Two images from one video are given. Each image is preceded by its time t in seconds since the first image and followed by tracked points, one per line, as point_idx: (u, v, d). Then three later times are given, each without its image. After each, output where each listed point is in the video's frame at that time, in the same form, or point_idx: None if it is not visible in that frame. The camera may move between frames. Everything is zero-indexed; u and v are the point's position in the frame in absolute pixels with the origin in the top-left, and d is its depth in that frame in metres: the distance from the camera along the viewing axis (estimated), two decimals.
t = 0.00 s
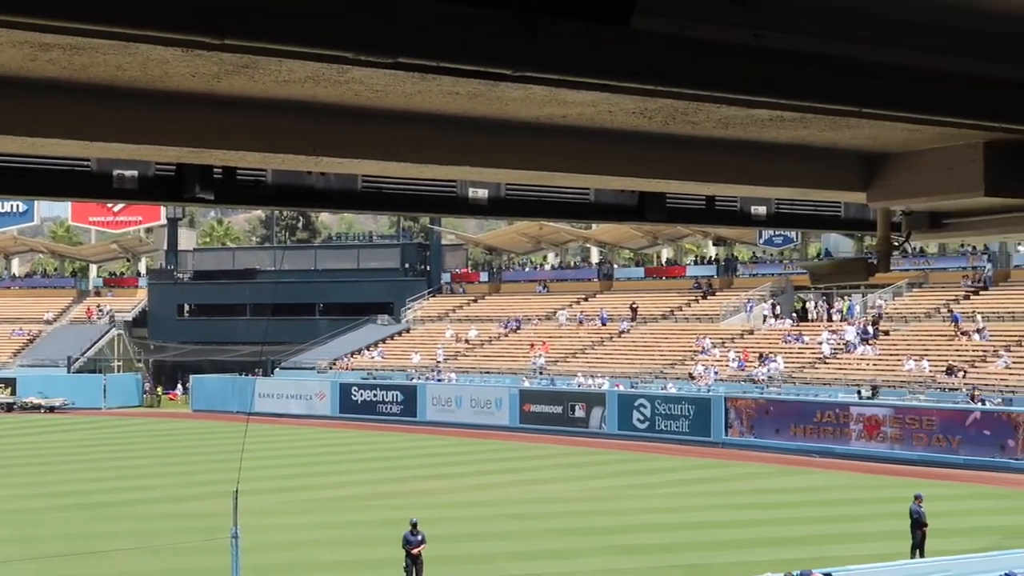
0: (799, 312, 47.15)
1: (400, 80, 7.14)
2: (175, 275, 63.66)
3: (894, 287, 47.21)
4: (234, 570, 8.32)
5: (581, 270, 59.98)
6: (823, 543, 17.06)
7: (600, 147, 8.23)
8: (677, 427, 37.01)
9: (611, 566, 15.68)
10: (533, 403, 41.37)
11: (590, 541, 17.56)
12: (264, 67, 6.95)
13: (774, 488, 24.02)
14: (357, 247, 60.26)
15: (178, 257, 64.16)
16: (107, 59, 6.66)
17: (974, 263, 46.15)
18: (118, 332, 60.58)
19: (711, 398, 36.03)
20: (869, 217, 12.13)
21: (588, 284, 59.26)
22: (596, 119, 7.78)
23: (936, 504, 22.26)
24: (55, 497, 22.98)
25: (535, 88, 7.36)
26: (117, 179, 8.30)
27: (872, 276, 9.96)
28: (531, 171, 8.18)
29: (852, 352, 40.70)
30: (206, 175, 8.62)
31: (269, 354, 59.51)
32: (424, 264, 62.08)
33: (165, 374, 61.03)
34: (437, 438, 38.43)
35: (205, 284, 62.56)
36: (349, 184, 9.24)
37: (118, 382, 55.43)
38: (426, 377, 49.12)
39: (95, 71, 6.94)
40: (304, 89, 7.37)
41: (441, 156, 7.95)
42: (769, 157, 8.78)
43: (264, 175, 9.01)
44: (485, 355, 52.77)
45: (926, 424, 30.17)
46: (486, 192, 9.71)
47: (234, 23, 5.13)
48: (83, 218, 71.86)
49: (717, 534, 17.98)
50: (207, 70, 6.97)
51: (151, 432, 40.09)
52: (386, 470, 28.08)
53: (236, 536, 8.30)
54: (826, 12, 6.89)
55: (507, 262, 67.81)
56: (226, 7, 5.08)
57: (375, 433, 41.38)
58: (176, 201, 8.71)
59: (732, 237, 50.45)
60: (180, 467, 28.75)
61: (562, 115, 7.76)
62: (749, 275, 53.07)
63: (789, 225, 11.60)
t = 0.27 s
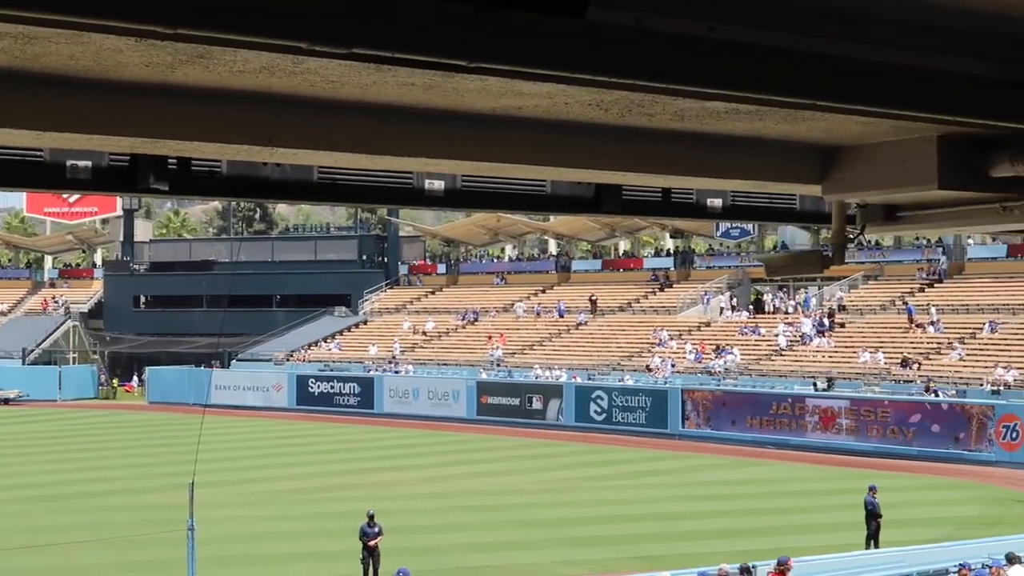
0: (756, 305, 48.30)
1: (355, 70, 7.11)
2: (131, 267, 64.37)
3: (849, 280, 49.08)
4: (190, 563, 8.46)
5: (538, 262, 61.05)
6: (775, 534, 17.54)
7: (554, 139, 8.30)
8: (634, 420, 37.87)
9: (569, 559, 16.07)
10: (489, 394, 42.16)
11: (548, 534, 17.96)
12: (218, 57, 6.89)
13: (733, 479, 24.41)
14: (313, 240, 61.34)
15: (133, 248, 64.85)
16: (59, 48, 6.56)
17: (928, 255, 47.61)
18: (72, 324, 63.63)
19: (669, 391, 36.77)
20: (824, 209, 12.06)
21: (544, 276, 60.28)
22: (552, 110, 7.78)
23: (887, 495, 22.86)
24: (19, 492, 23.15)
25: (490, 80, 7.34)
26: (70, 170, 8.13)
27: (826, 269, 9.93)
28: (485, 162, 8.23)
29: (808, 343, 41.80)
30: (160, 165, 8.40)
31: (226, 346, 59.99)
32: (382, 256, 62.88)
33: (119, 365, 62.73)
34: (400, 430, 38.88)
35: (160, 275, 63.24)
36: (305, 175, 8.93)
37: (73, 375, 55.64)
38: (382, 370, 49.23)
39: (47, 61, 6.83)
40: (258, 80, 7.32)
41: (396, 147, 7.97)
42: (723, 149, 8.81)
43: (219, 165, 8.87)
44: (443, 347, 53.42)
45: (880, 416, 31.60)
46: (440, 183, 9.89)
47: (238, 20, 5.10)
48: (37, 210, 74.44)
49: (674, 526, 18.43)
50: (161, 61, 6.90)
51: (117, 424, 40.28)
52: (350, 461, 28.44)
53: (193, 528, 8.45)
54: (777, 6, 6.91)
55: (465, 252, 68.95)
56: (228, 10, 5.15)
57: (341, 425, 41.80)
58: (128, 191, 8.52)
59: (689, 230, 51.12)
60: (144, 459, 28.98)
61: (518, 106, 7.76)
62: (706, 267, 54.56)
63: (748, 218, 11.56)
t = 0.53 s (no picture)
0: (714, 304, 49.40)
1: (312, 70, 7.08)
2: (89, 266, 65.22)
3: (809, 279, 49.24)
4: (148, 560, 8.84)
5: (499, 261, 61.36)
6: (734, 533, 17.63)
7: (506, 140, 8.46)
8: (594, 420, 37.92)
9: (530, 559, 16.12)
10: (449, 395, 42.08)
11: (509, 534, 18.01)
12: (174, 56, 6.84)
13: (694, 479, 24.55)
14: (272, 239, 62.32)
15: (91, 248, 65.63)
16: (13, 46, 6.48)
17: (885, 255, 48.11)
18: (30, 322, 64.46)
19: (628, 390, 36.84)
20: (780, 210, 12.20)
21: (504, 276, 60.65)
22: (510, 110, 7.81)
23: (846, 494, 23.03)
24: None
25: (447, 80, 7.33)
26: (24, 169, 8.00)
27: (781, 270, 10.04)
28: (442, 162, 8.32)
29: (767, 343, 41.98)
30: (116, 165, 8.31)
31: (182, 344, 60.81)
32: (340, 255, 63.56)
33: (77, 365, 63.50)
34: (364, 430, 38.81)
35: (118, 274, 64.18)
36: (261, 175, 8.90)
37: (31, 374, 56.04)
38: (341, 370, 49.18)
39: None
40: (214, 78, 7.28)
41: (351, 146, 8.04)
42: (677, 150, 9.05)
43: (177, 165, 8.73)
44: (402, 348, 53.24)
45: (838, 416, 31.83)
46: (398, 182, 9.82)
47: (237, 22, 5.17)
48: None
49: (635, 526, 18.52)
50: (116, 59, 6.82)
51: (77, 424, 40.03)
52: (313, 461, 28.39)
53: (149, 529, 8.76)
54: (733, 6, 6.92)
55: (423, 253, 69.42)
56: (228, 10, 5.18)
57: (305, 425, 41.73)
58: (83, 191, 8.41)
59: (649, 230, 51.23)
60: (103, 460, 28.82)
61: (474, 106, 7.81)
62: (665, 267, 54.84)
63: (704, 217, 11.59)
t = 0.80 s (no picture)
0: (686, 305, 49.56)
1: (281, 71, 7.08)
2: (59, 267, 64.97)
3: (780, 280, 49.41)
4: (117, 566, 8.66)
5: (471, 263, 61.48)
6: (707, 533, 17.67)
7: (474, 142, 8.58)
8: (566, 420, 37.91)
9: (502, 559, 16.12)
10: (421, 395, 42.01)
11: (482, 534, 18.01)
12: (143, 56, 6.82)
13: (667, 479, 24.62)
14: (244, 239, 62.08)
15: (61, 248, 65.18)
16: None
17: (856, 256, 48.37)
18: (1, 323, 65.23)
19: (600, 391, 36.88)
20: (752, 211, 12.17)
21: (477, 276, 60.67)
22: (479, 110, 7.86)
23: (817, 493, 23.11)
24: None
25: (417, 80, 7.35)
26: None
27: (752, 272, 10.12)
28: (410, 164, 8.42)
29: (738, 344, 42.05)
30: (85, 164, 8.25)
31: (153, 346, 60.57)
32: (312, 256, 63.27)
33: (48, 367, 63.11)
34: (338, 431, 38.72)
35: (88, 275, 63.98)
36: (231, 175, 8.86)
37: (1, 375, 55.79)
38: (312, 371, 48.95)
39: None
40: (183, 78, 7.27)
41: (320, 146, 8.10)
42: (645, 151, 9.18)
43: (146, 165, 8.66)
44: (374, 348, 53.05)
45: (809, 416, 31.92)
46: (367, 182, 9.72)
47: (239, 23, 5.17)
48: None
49: (610, 526, 18.52)
50: (84, 59, 6.81)
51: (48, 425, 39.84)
52: (286, 462, 28.33)
53: (120, 530, 8.43)
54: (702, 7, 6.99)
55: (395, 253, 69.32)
56: (228, 9, 5.16)
57: (279, 425, 41.66)
58: (51, 192, 8.33)
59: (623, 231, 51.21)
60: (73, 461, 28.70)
61: (442, 107, 7.90)
62: (636, 268, 54.87)
63: (676, 221, 11.61)
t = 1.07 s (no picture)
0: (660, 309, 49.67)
1: (252, 73, 7.05)
2: (31, 269, 65.10)
3: (753, 283, 49.65)
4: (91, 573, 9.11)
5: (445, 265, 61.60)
6: (681, 536, 17.70)
7: (447, 145, 8.58)
8: (540, 423, 37.92)
9: (475, 562, 16.12)
10: (396, 399, 42.08)
11: (457, 537, 18.00)
12: (113, 58, 6.79)
13: (641, 482, 24.66)
14: (217, 242, 62.72)
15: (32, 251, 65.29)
16: None
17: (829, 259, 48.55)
18: None
19: (573, 393, 37.04)
20: (723, 213, 12.29)
21: (451, 279, 60.68)
22: (452, 113, 7.88)
23: (791, 496, 23.16)
24: None
25: (389, 83, 7.34)
26: None
27: (725, 273, 10.34)
28: (383, 166, 8.43)
29: (712, 347, 42.12)
30: (55, 166, 8.17)
31: (125, 348, 60.64)
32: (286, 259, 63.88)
33: (20, 370, 63.05)
34: (314, 434, 38.62)
35: (60, 277, 64.16)
36: (203, 178, 8.81)
37: None
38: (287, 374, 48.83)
39: None
40: (153, 80, 7.24)
41: (294, 149, 8.09)
42: (618, 154, 9.23)
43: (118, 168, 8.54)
44: (348, 351, 53.00)
45: (783, 419, 31.98)
46: (339, 186, 9.66)
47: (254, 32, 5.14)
48: None
49: (585, 528, 18.53)
50: (55, 60, 6.78)
51: (21, 429, 39.64)
52: (260, 466, 28.25)
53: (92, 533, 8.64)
54: (669, 12, 7.04)
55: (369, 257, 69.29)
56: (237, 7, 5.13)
57: (255, 429, 41.55)
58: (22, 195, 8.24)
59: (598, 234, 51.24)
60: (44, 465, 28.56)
61: (415, 110, 7.92)
62: (610, 271, 54.84)
63: (648, 222, 11.68)
